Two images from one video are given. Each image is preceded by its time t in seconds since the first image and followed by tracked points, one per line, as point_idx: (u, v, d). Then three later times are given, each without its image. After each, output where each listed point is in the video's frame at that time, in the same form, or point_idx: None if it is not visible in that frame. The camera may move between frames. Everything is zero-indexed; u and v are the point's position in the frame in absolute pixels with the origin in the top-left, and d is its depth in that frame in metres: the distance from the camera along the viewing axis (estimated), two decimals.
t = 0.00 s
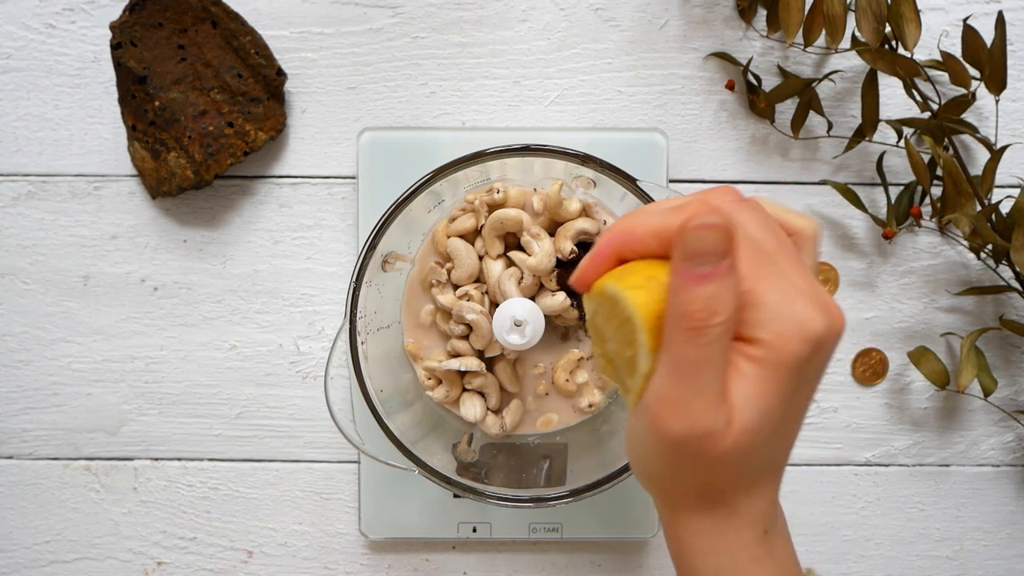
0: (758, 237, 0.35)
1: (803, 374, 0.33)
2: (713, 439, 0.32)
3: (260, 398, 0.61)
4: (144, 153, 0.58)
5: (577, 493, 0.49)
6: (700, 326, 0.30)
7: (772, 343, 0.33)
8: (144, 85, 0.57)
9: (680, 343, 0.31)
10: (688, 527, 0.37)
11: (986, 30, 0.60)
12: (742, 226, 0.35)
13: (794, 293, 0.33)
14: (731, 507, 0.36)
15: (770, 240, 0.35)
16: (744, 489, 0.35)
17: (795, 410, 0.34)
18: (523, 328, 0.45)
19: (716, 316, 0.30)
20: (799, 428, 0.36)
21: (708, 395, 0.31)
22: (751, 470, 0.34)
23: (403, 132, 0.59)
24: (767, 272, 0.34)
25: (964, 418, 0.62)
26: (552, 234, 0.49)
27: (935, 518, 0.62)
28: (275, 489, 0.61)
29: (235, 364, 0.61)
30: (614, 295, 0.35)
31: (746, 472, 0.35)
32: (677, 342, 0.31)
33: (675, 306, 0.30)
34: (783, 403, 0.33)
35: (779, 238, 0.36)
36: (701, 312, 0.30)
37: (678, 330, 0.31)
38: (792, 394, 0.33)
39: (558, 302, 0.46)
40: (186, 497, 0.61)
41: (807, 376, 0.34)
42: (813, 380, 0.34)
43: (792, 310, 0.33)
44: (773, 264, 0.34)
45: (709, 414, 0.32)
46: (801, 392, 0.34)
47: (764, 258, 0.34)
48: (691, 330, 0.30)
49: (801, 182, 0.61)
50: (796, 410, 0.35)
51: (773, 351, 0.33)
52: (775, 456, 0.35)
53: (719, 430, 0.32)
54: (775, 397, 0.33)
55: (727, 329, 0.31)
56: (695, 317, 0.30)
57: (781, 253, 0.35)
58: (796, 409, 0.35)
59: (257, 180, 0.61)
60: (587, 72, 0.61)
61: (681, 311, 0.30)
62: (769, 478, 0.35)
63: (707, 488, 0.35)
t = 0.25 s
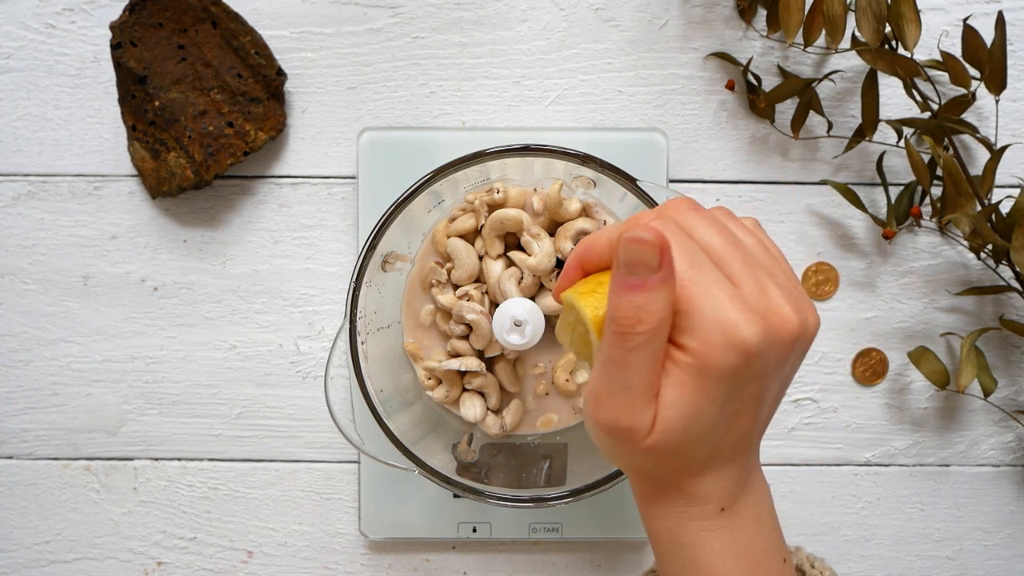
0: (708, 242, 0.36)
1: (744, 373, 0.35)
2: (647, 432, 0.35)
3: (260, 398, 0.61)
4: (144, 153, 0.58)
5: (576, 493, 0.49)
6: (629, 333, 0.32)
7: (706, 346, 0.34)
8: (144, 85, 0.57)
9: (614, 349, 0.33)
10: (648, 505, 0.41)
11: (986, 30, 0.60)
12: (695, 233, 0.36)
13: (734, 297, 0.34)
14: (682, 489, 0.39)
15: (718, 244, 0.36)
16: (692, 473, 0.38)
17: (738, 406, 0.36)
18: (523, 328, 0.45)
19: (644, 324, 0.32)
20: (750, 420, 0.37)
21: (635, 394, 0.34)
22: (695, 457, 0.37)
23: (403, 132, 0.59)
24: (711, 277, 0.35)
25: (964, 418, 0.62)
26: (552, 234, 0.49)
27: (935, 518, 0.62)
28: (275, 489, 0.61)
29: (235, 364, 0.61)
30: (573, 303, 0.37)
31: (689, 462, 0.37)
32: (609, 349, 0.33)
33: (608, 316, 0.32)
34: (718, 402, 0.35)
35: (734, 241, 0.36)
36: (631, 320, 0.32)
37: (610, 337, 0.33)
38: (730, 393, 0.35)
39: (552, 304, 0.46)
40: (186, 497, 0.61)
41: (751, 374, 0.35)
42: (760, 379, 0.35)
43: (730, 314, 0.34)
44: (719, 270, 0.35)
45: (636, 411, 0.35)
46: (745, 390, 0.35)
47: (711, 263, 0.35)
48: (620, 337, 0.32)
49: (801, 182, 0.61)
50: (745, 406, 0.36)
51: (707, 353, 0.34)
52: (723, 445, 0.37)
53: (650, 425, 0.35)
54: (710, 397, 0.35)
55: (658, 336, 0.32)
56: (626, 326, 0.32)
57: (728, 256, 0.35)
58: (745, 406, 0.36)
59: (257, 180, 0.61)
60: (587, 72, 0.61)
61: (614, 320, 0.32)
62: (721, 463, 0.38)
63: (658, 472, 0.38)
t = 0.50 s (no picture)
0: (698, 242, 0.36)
1: (734, 371, 0.34)
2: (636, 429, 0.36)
3: (260, 398, 0.61)
4: (144, 153, 0.58)
5: (576, 493, 0.50)
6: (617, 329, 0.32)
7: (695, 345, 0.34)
8: (144, 85, 0.57)
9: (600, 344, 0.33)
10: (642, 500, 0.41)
11: (986, 30, 0.61)
12: (684, 233, 0.36)
13: (721, 294, 0.34)
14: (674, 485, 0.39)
15: (707, 244, 0.35)
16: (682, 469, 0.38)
17: (727, 404, 0.36)
18: (523, 328, 0.45)
19: (629, 320, 0.32)
20: (741, 418, 0.37)
21: (622, 391, 0.34)
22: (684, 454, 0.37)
23: (404, 132, 0.59)
24: (699, 275, 0.34)
25: (964, 418, 0.62)
26: (552, 234, 0.49)
27: (935, 518, 0.62)
28: (275, 489, 0.61)
29: (236, 364, 0.61)
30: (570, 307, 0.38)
31: (678, 458, 0.38)
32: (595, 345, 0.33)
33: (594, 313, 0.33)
34: (706, 399, 0.35)
35: (722, 241, 0.36)
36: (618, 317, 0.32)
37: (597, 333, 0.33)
38: (719, 390, 0.35)
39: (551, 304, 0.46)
40: (186, 497, 0.61)
41: (740, 372, 0.35)
42: (749, 375, 0.35)
43: (717, 312, 0.34)
44: (705, 268, 0.35)
45: (621, 407, 0.35)
46: (735, 387, 0.35)
47: (698, 261, 0.35)
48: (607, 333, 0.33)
49: (801, 182, 0.61)
50: (735, 402, 0.36)
51: (696, 352, 0.34)
52: (713, 442, 0.37)
53: (636, 420, 0.35)
54: (697, 393, 0.35)
55: (644, 333, 0.32)
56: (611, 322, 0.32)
57: (717, 255, 0.35)
58: (734, 403, 0.36)
59: (257, 180, 0.61)
60: (587, 72, 0.61)
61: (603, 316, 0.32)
62: (711, 460, 0.38)
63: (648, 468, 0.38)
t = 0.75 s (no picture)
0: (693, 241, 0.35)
1: (728, 371, 0.34)
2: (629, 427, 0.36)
3: (260, 398, 0.61)
4: (143, 153, 0.58)
5: (576, 493, 0.49)
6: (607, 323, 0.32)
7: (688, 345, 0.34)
8: (144, 85, 0.57)
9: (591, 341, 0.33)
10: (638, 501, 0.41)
11: (986, 30, 0.60)
12: (680, 232, 0.36)
13: (715, 294, 0.34)
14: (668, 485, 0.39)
15: (703, 244, 0.35)
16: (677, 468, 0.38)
17: (722, 404, 0.36)
18: (523, 327, 0.45)
19: (620, 318, 0.32)
20: (736, 418, 0.37)
21: (614, 390, 0.34)
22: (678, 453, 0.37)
23: (403, 132, 0.59)
24: (693, 274, 0.34)
25: (964, 418, 0.62)
26: (552, 234, 0.49)
27: (935, 518, 0.62)
28: (275, 489, 0.61)
29: (235, 364, 0.61)
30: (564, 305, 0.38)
31: (673, 457, 0.38)
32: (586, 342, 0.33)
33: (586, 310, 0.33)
34: (700, 399, 0.35)
35: (718, 240, 0.35)
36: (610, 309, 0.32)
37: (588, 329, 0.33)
38: (713, 390, 0.35)
39: (551, 304, 0.46)
40: (186, 497, 0.61)
41: (735, 372, 0.34)
42: (744, 377, 0.35)
43: (712, 312, 0.34)
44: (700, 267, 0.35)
45: (614, 406, 0.35)
46: (730, 387, 0.35)
47: (693, 260, 0.35)
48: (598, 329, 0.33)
49: (801, 182, 0.61)
50: (731, 403, 0.36)
51: (688, 352, 0.34)
52: (708, 442, 0.37)
53: (630, 418, 0.35)
54: (690, 393, 0.35)
55: (634, 330, 0.32)
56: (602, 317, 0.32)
57: (713, 255, 0.35)
58: (729, 403, 0.36)
59: (257, 180, 0.61)
60: (587, 72, 0.61)
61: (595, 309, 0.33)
62: (706, 460, 0.38)
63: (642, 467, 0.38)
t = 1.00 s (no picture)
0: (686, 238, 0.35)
1: (722, 369, 0.34)
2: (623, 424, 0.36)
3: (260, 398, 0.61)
4: (144, 153, 0.58)
5: (576, 493, 0.50)
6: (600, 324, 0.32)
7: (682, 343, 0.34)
8: (144, 85, 0.57)
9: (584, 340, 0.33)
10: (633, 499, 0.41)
11: (986, 30, 0.61)
12: (674, 230, 0.36)
13: (709, 291, 0.34)
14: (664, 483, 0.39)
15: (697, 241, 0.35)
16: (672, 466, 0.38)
17: (717, 402, 0.36)
18: (523, 327, 0.45)
19: (613, 317, 0.32)
20: (730, 416, 0.37)
21: (607, 387, 0.35)
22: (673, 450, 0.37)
23: (403, 132, 0.59)
24: (687, 272, 0.34)
25: (964, 418, 0.62)
26: (552, 234, 0.49)
27: (935, 518, 0.62)
28: (275, 489, 0.61)
29: (235, 364, 0.61)
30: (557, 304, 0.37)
31: (668, 456, 0.38)
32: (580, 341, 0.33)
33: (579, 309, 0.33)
34: (694, 397, 0.35)
35: (711, 238, 0.35)
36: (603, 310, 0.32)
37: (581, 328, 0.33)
38: (707, 388, 0.35)
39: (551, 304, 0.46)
40: (186, 497, 0.61)
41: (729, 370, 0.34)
42: (738, 374, 0.35)
43: (706, 310, 0.34)
44: (694, 264, 0.35)
45: (608, 402, 0.35)
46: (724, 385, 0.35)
47: (687, 257, 0.35)
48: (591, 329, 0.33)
49: (801, 182, 0.61)
50: (725, 401, 0.36)
51: (682, 351, 0.34)
52: (704, 439, 0.37)
53: (624, 414, 0.36)
54: (684, 391, 0.35)
55: (627, 329, 0.32)
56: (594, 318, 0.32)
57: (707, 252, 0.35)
58: (724, 401, 0.36)
59: (257, 180, 0.61)
60: (587, 72, 0.61)
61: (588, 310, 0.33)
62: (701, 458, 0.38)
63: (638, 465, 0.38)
